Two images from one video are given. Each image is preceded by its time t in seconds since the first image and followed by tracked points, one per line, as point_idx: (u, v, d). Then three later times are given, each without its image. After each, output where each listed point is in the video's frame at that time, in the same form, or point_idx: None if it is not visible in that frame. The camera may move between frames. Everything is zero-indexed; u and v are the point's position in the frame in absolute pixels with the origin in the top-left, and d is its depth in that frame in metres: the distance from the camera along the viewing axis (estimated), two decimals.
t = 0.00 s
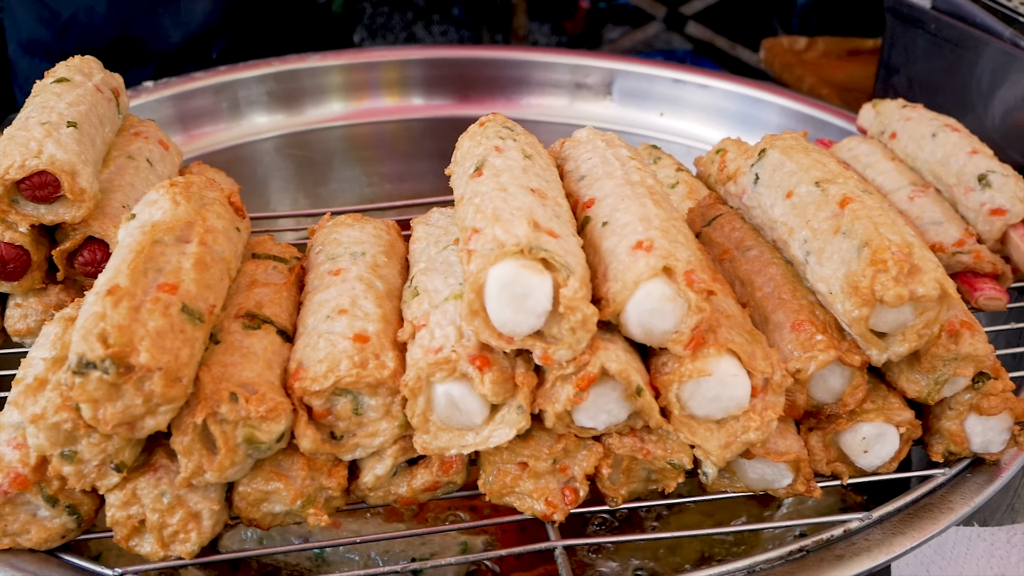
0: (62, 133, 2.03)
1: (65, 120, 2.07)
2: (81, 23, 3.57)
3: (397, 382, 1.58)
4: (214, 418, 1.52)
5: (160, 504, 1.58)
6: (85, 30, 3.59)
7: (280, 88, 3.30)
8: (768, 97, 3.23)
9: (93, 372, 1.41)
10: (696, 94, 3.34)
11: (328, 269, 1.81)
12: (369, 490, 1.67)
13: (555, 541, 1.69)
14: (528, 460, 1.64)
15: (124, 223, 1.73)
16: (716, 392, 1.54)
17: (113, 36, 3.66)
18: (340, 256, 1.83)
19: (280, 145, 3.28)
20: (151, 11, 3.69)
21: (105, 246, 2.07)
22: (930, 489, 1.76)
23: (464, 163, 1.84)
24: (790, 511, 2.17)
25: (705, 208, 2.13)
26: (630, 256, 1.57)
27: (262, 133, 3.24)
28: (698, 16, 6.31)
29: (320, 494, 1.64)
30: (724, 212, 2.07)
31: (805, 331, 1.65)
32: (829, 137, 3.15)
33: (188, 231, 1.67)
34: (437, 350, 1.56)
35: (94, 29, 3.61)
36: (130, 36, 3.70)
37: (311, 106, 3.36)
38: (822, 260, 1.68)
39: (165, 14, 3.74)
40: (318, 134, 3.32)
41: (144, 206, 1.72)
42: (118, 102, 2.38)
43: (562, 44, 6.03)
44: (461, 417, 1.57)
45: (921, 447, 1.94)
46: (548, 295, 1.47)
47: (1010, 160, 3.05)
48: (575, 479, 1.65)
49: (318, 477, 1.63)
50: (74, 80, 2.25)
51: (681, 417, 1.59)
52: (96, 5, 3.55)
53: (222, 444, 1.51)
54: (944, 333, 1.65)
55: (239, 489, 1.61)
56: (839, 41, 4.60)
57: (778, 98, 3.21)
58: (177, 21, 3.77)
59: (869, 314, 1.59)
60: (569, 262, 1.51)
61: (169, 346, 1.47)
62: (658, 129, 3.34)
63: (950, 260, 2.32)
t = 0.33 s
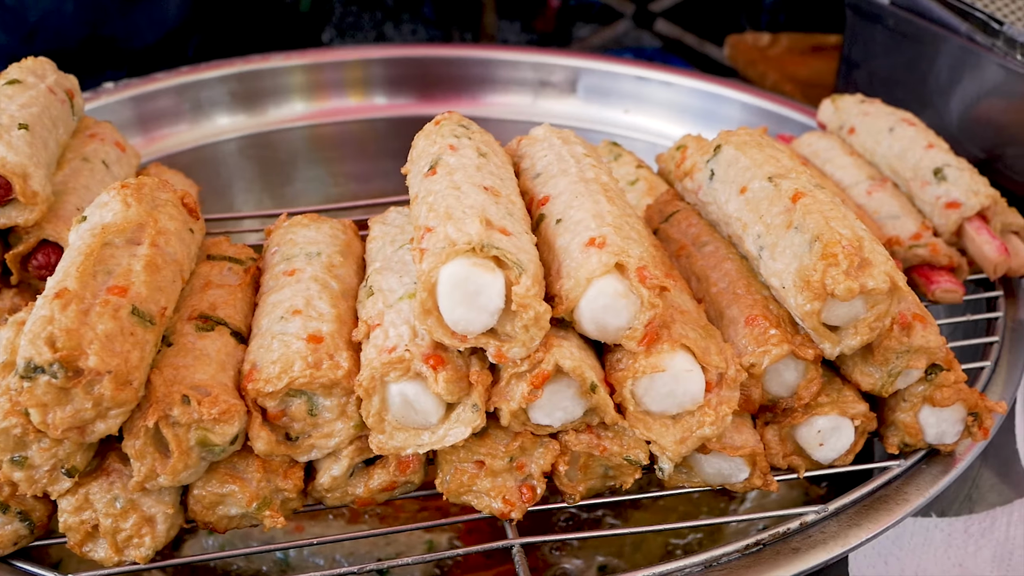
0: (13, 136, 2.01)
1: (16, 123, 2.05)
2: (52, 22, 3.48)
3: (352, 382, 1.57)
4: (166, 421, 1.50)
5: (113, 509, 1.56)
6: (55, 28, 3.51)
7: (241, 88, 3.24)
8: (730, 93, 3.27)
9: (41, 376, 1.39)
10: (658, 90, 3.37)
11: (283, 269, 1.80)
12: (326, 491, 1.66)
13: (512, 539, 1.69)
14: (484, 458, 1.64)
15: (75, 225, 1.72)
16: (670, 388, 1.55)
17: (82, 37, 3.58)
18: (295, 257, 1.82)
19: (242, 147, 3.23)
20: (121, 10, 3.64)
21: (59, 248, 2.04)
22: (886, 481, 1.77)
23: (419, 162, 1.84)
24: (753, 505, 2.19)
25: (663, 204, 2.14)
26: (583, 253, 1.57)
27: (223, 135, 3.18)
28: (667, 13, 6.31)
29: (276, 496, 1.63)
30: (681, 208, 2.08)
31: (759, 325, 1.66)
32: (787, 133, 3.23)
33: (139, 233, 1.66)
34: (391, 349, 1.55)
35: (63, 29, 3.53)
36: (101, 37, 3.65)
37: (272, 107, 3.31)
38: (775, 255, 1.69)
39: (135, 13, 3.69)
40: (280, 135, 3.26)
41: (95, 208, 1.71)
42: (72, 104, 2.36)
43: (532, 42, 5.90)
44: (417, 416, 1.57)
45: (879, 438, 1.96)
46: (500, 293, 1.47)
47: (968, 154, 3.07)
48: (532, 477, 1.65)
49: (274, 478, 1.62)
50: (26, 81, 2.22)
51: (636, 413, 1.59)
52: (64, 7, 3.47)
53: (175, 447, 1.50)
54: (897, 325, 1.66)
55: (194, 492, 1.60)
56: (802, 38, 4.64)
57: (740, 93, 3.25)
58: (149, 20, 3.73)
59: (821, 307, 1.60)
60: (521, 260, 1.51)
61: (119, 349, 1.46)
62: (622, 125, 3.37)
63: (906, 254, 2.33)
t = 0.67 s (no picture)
0: None
1: None
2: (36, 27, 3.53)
3: (310, 384, 1.56)
4: (121, 426, 1.48)
5: (69, 516, 1.53)
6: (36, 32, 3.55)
7: (204, 91, 3.20)
8: (696, 90, 3.28)
9: None
10: (626, 87, 3.37)
11: (241, 271, 1.78)
12: (287, 494, 1.65)
13: (475, 540, 1.68)
14: (446, 458, 1.63)
15: (28, 229, 1.69)
16: (631, 384, 1.54)
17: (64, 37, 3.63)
18: (253, 258, 1.80)
19: (207, 149, 3.17)
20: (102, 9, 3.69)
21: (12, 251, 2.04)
22: (849, 474, 1.77)
23: (378, 161, 1.82)
24: (723, 500, 2.19)
25: (626, 201, 2.14)
26: (541, 251, 1.56)
27: (188, 137, 3.13)
28: (639, 11, 6.31)
29: (236, 500, 1.61)
30: (644, 205, 2.08)
31: (719, 321, 1.66)
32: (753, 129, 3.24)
33: (93, 236, 1.64)
34: (349, 350, 1.54)
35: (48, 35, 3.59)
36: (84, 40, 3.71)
37: (237, 109, 3.27)
38: (735, 251, 1.69)
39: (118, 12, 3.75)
40: (246, 137, 3.22)
41: (48, 212, 1.68)
42: (29, 107, 2.33)
43: (506, 41, 5.85)
44: (377, 417, 1.55)
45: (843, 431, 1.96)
46: (458, 292, 1.45)
47: (932, 148, 3.06)
48: (494, 476, 1.64)
49: (233, 482, 1.60)
50: None
51: (597, 410, 1.59)
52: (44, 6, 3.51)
53: (131, 453, 1.48)
54: (857, 319, 1.67)
55: (152, 498, 1.58)
56: (770, 34, 4.66)
57: (706, 90, 3.26)
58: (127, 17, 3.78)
59: (781, 302, 1.60)
60: (479, 259, 1.50)
61: (70, 354, 1.44)
62: (590, 123, 3.37)
63: (870, 248, 2.34)
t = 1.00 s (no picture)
0: None
1: None
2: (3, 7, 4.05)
3: (271, 382, 1.55)
4: (79, 427, 1.47)
5: (29, 518, 1.52)
6: None
7: (173, 91, 3.17)
8: (667, 86, 3.30)
9: None
10: (598, 84, 3.38)
11: (202, 270, 1.77)
12: (249, 493, 1.64)
13: (438, 537, 1.67)
14: (408, 456, 1.63)
15: None
16: (592, 379, 1.55)
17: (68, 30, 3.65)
18: (215, 257, 1.80)
19: (178, 150, 3.14)
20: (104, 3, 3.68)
21: None
22: (812, 467, 1.78)
23: (340, 159, 1.82)
24: (694, 493, 2.18)
25: (592, 197, 2.14)
26: (500, 247, 1.56)
27: (157, 138, 3.10)
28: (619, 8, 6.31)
29: (198, 500, 1.61)
30: (609, 201, 2.09)
31: (681, 316, 1.67)
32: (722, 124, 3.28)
33: (51, 236, 1.63)
34: (309, 348, 1.53)
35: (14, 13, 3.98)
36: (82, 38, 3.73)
37: (206, 109, 3.25)
38: (696, 246, 1.70)
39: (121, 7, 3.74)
40: (217, 137, 3.20)
41: (6, 213, 1.67)
42: None
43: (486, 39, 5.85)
44: (338, 415, 1.55)
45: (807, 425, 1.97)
46: (416, 288, 1.45)
47: (903, 143, 3.00)
48: (457, 473, 1.64)
49: (194, 482, 1.60)
50: None
51: (558, 406, 1.59)
52: None
53: (90, 453, 1.47)
54: (817, 312, 1.68)
55: (113, 498, 1.57)
56: (744, 30, 4.69)
57: (677, 86, 3.28)
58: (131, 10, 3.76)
59: (741, 296, 1.61)
60: (438, 255, 1.50)
61: (26, 355, 1.43)
62: (563, 120, 3.38)
63: (837, 242, 2.35)
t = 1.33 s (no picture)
0: None
1: None
2: None
3: (235, 388, 1.55)
4: (42, 433, 1.47)
5: None
6: None
7: (145, 95, 3.14)
8: (642, 88, 3.32)
9: None
10: (573, 87, 3.39)
11: (169, 276, 1.77)
12: (216, 499, 1.64)
13: (405, 540, 1.68)
14: (375, 460, 1.63)
15: None
16: (557, 383, 1.55)
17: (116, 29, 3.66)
18: (181, 262, 1.80)
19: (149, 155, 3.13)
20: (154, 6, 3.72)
21: None
22: (778, 468, 1.79)
23: (306, 164, 1.82)
24: (668, 495, 2.17)
25: (562, 200, 2.15)
26: (465, 251, 1.57)
27: (128, 143, 3.09)
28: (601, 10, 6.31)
29: (164, 506, 1.60)
30: (578, 204, 2.09)
31: (646, 318, 1.67)
32: (695, 126, 3.30)
33: (14, 243, 1.63)
34: (273, 353, 1.53)
35: None
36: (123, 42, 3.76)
37: (178, 113, 3.23)
38: (661, 249, 1.71)
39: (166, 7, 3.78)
40: (189, 142, 3.19)
41: None
42: None
43: (467, 41, 5.82)
44: (303, 420, 1.56)
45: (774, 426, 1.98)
46: (380, 293, 1.46)
47: (874, 145, 3.01)
48: (424, 477, 1.64)
49: (160, 488, 1.59)
50: None
51: (524, 409, 1.60)
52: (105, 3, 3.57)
53: (53, 460, 1.46)
54: (781, 314, 1.69)
55: (78, 505, 1.56)
56: (720, 33, 4.71)
57: (651, 88, 3.30)
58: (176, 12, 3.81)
59: (704, 298, 1.62)
60: (401, 260, 1.51)
61: None
62: (539, 122, 3.40)
63: (806, 244, 2.37)
